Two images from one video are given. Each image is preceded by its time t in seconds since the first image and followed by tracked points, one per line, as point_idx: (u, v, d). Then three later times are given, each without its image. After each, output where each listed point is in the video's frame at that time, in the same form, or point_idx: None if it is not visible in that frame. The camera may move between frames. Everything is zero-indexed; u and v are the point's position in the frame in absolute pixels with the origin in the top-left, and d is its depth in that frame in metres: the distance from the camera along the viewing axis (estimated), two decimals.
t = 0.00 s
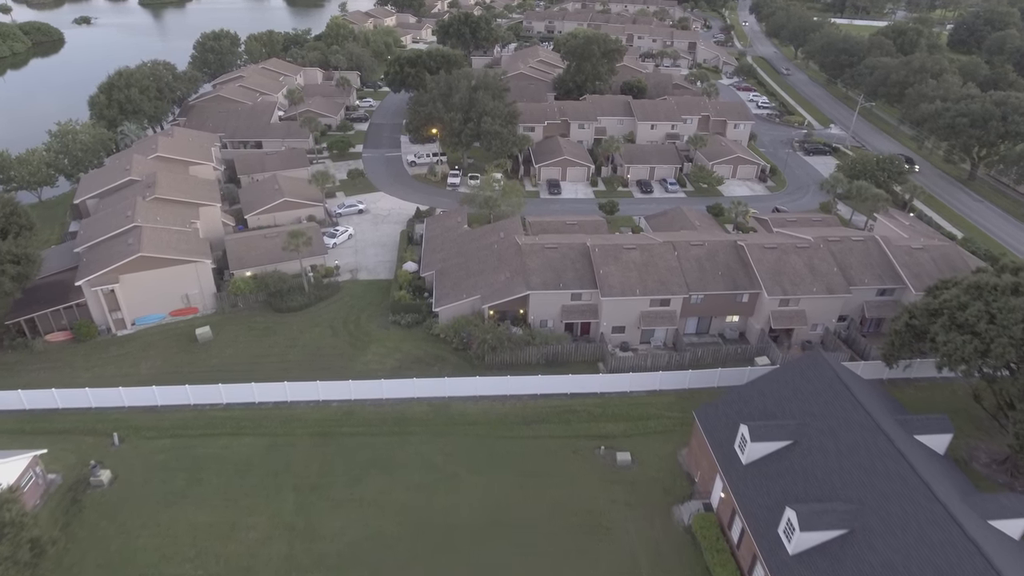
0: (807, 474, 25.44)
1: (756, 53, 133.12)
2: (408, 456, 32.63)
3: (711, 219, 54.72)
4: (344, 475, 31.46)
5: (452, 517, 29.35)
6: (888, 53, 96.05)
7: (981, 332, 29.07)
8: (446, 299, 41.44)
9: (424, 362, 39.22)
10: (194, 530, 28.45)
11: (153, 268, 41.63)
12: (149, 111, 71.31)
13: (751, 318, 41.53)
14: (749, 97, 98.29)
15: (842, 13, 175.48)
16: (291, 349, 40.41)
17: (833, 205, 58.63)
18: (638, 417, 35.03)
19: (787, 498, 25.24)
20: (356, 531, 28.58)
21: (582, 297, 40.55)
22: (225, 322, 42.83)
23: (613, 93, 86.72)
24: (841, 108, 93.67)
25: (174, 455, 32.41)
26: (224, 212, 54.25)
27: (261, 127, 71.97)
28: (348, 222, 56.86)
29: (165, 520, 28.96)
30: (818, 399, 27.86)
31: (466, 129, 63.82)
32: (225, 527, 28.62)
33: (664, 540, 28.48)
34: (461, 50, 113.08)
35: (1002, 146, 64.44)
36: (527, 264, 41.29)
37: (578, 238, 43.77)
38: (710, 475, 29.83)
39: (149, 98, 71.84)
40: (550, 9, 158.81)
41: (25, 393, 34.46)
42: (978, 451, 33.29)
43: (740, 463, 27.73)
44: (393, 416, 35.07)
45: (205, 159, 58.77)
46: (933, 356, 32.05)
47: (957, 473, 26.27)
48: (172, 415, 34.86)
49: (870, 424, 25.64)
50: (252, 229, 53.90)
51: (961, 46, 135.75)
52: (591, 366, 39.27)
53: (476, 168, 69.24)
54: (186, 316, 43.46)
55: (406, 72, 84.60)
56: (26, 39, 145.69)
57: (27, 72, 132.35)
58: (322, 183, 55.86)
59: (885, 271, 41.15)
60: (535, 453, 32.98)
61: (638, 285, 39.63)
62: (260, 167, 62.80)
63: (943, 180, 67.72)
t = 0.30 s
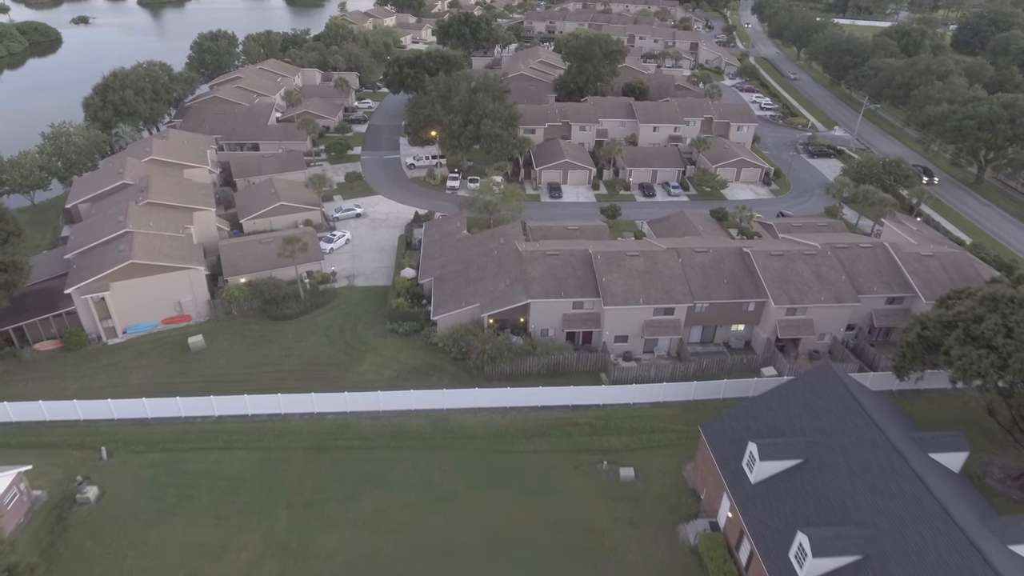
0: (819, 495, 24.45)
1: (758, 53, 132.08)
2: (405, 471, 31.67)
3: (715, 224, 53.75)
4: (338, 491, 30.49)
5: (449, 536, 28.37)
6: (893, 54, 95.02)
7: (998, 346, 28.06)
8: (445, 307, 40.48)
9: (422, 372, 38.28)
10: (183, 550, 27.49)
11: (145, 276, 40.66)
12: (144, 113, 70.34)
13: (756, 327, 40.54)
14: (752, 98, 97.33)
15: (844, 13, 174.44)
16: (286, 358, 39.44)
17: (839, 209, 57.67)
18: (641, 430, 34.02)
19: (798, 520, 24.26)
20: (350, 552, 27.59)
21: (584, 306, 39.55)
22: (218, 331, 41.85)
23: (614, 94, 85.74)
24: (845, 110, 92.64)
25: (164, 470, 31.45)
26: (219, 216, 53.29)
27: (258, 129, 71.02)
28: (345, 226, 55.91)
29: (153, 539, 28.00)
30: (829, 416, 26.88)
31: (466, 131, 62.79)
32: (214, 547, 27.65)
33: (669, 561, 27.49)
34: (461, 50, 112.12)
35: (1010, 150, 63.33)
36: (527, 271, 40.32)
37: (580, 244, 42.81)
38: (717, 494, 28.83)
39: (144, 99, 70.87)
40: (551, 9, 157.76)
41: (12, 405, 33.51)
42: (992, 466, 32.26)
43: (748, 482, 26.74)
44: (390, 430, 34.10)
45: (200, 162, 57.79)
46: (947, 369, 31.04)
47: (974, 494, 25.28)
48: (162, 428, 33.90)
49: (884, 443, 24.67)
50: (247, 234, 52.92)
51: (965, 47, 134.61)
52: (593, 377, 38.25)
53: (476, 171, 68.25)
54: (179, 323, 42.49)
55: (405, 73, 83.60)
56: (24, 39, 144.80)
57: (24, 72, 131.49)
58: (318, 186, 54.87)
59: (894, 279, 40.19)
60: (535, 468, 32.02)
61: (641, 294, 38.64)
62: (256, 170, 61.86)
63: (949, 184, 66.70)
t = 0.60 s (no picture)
0: (831, 519, 23.42)
1: (761, 54, 131.04)
2: (401, 489, 30.64)
3: (719, 230, 52.70)
4: (332, 510, 29.46)
5: (446, 558, 27.33)
6: (897, 55, 93.95)
7: (1016, 362, 27.07)
8: (443, 316, 39.45)
9: (419, 383, 37.25)
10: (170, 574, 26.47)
11: (135, 284, 39.62)
12: (139, 115, 69.27)
13: (763, 337, 39.49)
14: (755, 99, 96.30)
15: (846, 14, 173.41)
16: (279, 369, 38.41)
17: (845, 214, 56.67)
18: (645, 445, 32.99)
19: (809, 546, 23.22)
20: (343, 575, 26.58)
21: (586, 316, 38.51)
22: (211, 340, 40.83)
23: (616, 96, 84.67)
24: (849, 112, 91.61)
25: (152, 488, 30.43)
26: (213, 221, 52.23)
27: (255, 132, 70.00)
28: (342, 231, 54.88)
29: (138, 561, 27.00)
30: (842, 435, 25.86)
31: (465, 134, 61.73)
32: (202, 570, 26.63)
33: None
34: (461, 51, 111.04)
35: (1018, 153, 62.17)
36: (528, 280, 39.29)
37: (582, 252, 41.75)
38: (724, 514, 27.79)
39: (139, 101, 69.85)
40: (551, 10, 156.64)
41: None
42: (1007, 483, 31.21)
43: (758, 504, 25.71)
44: (386, 444, 33.07)
45: (194, 165, 56.74)
46: (962, 383, 30.01)
47: (992, 518, 24.26)
48: (151, 443, 32.88)
49: (899, 464, 23.65)
50: (242, 239, 51.86)
51: (969, 48, 133.54)
52: (595, 389, 37.21)
53: (475, 174, 67.19)
54: (171, 332, 41.46)
55: (404, 75, 82.54)
56: (20, 39, 143.79)
57: (21, 72, 130.53)
58: (315, 191, 53.81)
59: (904, 288, 39.19)
60: (535, 485, 30.99)
61: (645, 303, 37.62)
62: (252, 174, 60.83)
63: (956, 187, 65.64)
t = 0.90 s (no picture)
0: (846, 548, 22.27)
1: (763, 55, 129.92)
2: (397, 508, 29.56)
3: (723, 236, 51.62)
4: (324, 531, 28.38)
5: None
6: (902, 56, 92.78)
7: None
8: (441, 327, 38.38)
9: (416, 397, 36.19)
10: None
11: (124, 293, 38.55)
12: (132, 117, 68.13)
13: (770, 348, 38.38)
14: (758, 101, 95.22)
15: (848, 14, 172.29)
16: (273, 380, 37.35)
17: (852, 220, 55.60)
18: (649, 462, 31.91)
19: None
20: None
21: (587, 326, 37.43)
22: (202, 351, 39.76)
23: (617, 97, 83.53)
24: (853, 114, 90.52)
25: (138, 507, 29.37)
26: (206, 227, 51.13)
27: (251, 134, 68.93)
28: (338, 236, 53.78)
29: None
30: (855, 457, 24.74)
31: (464, 137, 60.44)
32: None
33: None
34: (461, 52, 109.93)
35: None
36: (528, 289, 38.19)
37: (584, 260, 40.64)
38: (732, 537, 26.66)
39: (133, 103, 68.72)
40: (552, 10, 155.43)
41: None
42: None
43: (768, 529, 24.57)
44: (382, 461, 32.00)
45: (188, 169, 55.66)
46: (980, 400, 28.90)
47: (1013, 546, 23.17)
48: (138, 460, 31.80)
49: (917, 490, 22.52)
50: (235, 245, 50.73)
51: (973, 49, 132.36)
52: (597, 402, 36.15)
53: (475, 178, 66.08)
54: (161, 342, 40.40)
55: (402, 76, 81.41)
56: (16, 39, 142.76)
57: (16, 72, 129.42)
58: (311, 195, 52.70)
59: (914, 298, 38.14)
60: (535, 504, 29.92)
61: (649, 314, 36.52)
62: (247, 178, 59.74)
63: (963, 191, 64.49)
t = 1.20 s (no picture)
0: None
1: (765, 55, 128.84)
2: (392, 531, 28.39)
3: (727, 242, 50.47)
4: (315, 556, 27.20)
5: None
6: (907, 57, 91.69)
7: None
8: (438, 339, 37.20)
9: (412, 411, 35.03)
10: None
11: (111, 304, 37.37)
12: (126, 120, 66.89)
13: (777, 361, 37.22)
14: (761, 103, 94.13)
15: (850, 14, 171.26)
16: (265, 394, 36.20)
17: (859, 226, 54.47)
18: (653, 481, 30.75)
19: None
20: None
21: (589, 338, 36.25)
22: (192, 363, 38.61)
23: (618, 99, 82.37)
24: (857, 116, 89.43)
25: (122, 530, 28.21)
26: (199, 234, 49.94)
27: (246, 137, 67.75)
28: (334, 242, 52.64)
29: None
30: (871, 482, 23.57)
31: (463, 141, 59.16)
32: None
33: None
34: (460, 53, 108.81)
35: None
36: (528, 300, 37.03)
37: (585, 269, 39.48)
38: (741, 564, 25.46)
39: (126, 105, 67.40)
40: (552, 10, 154.26)
41: None
42: None
43: (779, 557, 23.34)
44: (376, 480, 30.83)
45: (181, 174, 54.46)
46: (999, 419, 27.77)
47: None
48: (123, 479, 30.62)
49: (937, 519, 21.35)
50: (228, 252, 49.54)
51: (976, 49, 131.29)
52: (599, 417, 35.00)
53: (474, 182, 64.90)
54: (151, 354, 39.23)
55: (400, 78, 80.19)
56: (11, 39, 141.48)
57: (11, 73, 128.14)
58: (305, 201, 51.56)
59: (926, 309, 37.02)
60: (535, 526, 28.77)
61: (652, 326, 35.36)
62: (241, 182, 58.56)
63: (970, 195, 63.31)
